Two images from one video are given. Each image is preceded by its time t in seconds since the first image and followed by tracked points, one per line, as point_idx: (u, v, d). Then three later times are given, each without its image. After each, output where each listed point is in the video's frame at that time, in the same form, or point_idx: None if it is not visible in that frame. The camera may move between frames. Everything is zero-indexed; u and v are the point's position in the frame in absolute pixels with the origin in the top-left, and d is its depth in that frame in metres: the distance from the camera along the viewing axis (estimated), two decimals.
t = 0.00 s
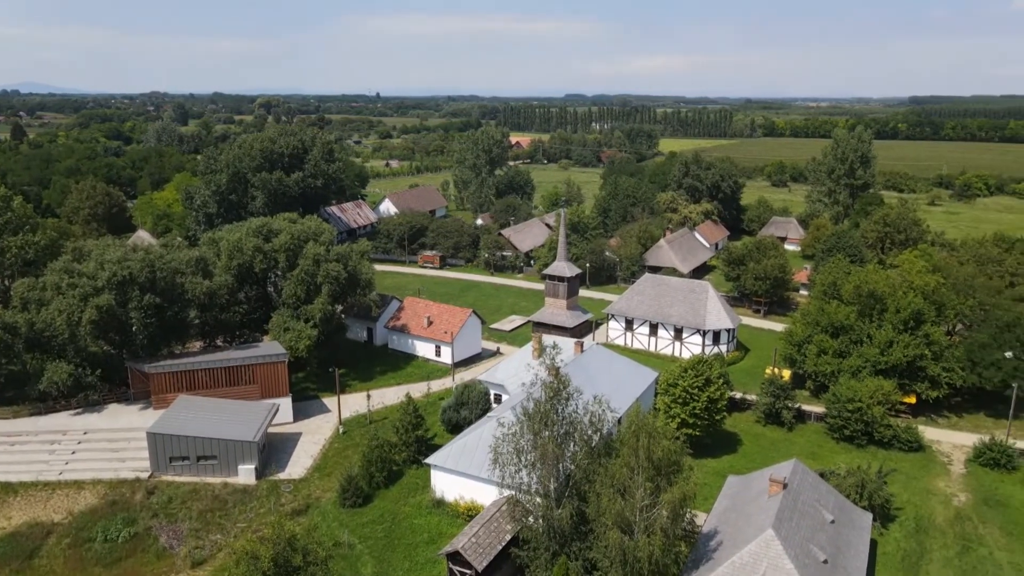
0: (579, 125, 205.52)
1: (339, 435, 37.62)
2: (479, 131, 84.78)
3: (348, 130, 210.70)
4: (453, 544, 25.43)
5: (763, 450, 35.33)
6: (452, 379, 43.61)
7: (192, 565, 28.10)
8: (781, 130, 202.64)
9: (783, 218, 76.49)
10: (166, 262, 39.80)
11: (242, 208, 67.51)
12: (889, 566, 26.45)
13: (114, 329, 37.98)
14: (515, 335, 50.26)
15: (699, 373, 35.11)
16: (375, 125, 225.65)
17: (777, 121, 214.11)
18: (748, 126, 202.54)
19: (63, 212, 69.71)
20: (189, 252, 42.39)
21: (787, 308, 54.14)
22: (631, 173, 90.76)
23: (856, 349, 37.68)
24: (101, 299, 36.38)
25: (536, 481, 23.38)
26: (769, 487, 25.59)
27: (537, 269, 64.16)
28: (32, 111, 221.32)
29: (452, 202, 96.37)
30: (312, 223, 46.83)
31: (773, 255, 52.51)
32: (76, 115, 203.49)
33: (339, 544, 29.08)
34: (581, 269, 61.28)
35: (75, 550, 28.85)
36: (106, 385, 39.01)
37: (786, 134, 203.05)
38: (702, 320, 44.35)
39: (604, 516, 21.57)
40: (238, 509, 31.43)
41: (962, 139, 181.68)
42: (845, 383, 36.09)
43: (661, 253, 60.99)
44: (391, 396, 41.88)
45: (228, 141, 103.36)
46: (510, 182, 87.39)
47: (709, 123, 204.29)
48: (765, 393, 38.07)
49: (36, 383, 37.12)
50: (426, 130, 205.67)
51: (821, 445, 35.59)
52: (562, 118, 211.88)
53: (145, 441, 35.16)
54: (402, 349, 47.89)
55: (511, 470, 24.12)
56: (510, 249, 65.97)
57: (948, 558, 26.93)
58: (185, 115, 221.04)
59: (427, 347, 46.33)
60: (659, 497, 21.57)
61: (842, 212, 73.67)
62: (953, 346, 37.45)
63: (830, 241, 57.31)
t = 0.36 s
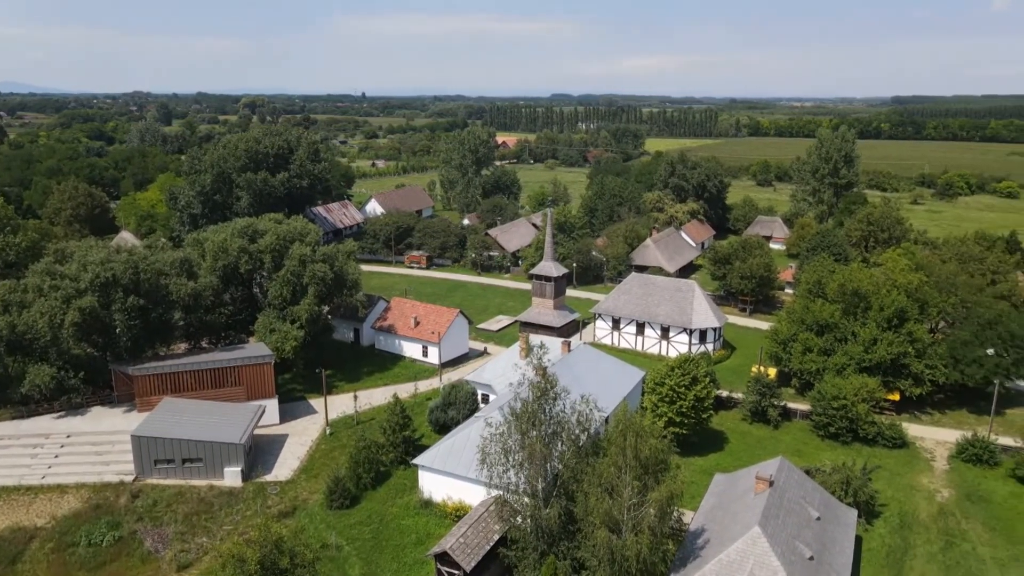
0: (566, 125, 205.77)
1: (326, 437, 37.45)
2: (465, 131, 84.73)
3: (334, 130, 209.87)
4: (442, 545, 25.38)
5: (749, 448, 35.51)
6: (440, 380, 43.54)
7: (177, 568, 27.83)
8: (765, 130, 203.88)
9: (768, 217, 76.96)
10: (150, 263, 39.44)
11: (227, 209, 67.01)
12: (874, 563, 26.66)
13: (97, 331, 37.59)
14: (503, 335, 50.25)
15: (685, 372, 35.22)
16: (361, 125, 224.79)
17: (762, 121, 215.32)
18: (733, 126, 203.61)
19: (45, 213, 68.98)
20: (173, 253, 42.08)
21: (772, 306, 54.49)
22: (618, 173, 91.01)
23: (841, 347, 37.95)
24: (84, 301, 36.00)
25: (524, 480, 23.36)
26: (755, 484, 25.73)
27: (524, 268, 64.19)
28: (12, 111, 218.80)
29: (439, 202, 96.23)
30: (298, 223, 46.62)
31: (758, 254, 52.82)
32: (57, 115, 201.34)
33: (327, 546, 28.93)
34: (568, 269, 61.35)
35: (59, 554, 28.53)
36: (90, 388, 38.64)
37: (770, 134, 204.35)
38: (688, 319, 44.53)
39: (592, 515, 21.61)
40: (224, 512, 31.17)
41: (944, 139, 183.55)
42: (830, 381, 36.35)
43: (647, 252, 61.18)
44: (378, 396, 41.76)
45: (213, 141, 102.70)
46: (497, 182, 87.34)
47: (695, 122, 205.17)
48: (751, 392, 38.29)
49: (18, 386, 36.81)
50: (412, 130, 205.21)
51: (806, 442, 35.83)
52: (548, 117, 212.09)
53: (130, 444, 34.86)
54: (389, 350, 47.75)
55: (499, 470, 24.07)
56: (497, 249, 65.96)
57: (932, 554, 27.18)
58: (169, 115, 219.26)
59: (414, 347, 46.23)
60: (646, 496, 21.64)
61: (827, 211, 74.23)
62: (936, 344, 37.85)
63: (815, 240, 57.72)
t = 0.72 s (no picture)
0: (552, 125, 206.08)
1: (313, 438, 37.27)
2: (451, 131, 84.67)
3: (320, 131, 208.80)
4: (430, 546, 25.33)
5: (735, 446, 35.69)
6: (427, 380, 43.46)
7: (162, 572, 27.57)
8: (750, 129, 205.24)
9: (753, 216, 77.45)
10: (134, 264, 39.02)
11: (211, 210, 66.59)
12: (859, 559, 26.87)
13: (80, 334, 37.16)
14: (490, 335, 50.22)
15: (672, 371, 35.33)
16: (347, 125, 223.92)
17: (747, 121, 216.61)
18: (718, 126, 204.71)
19: (26, 215, 68.13)
20: (157, 254, 41.74)
21: (758, 305, 54.83)
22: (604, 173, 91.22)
23: (825, 345, 38.21)
24: (66, 303, 35.56)
25: (512, 480, 23.33)
26: (741, 482, 25.87)
27: (511, 268, 64.20)
28: None
29: (425, 202, 96.06)
30: (283, 224, 46.37)
31: (744, 253, 53.11)
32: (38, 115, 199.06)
33: (314, 548, 28.78)
34: (555, 268, 61.42)
35: (42, 559, 28.18)
36: (72, 391, 38.20)
37: (755, 133, 205.70)
38: (675, 318, 44.70)
39: (579, 514, 21.64)
40: (210, 515, 30.91)
41: (926, 139, 185.39)
42: (815, 378, 36.60)
43: (634, 252, 61.36)
44: (365, 397, 41.62)
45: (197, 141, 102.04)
46: (483, 182, 87.28)
47: (680, 122, 206.01)
48: (737, 390, 38.49)
49: None
50: (399, 130, 204.72)
51: (792, 440, 36.06)
52: (535, 117, 212.29)
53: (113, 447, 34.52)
54: (375, 351, 47.58)
55: (487, 470, 24.05)
56: (484, 249, 65.92)
57: (916, 549, 27.43)
58: (152, 115, 217.33)
59: (401, 348, 46.11)
60: (634, 495, 21.69)
61: (811, 210, 74.81)
62: (919, 341, 38.24)
63: (800, 239, 58.13)
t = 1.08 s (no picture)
0: (538, 125, 206.30)
1: (299, 440, 37.09)
2: (437, 130, 84.53)
3: (306, 131, 207.78)
4: (417, 547, 25.28)
5: (722, 444, 35.87)
6: (414, 380, 43.37)
7: None
8: (735, 129, 206.45)
9: (739, 215, 77.91)
10: (117, 266, 38.60)
11: (196, 211, 66.11)
12: (844, 555, 27.08)
13: (62, 336, 36.73)
14: (477, 336, 50.18)
15: (659, 370, 35.46)
16: (332, 125, 222.93)
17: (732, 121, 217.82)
18: (703, 125, 205.73)
19: (7, 216, 67.32)
20: (140, 255, 41.36)
21: (743, 304, 55.14)
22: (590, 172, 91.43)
23: (810, 343, 38.49)
24: (48, 305, 35.10)
25: (499, 480, 23.30)
26: (728, 480, 26.01)
27: (498, 268, 64.19)
28: None
29: (411, 203, 95.83)
30: (268, 225, 46.12)
31: (729, 252, 53.39)
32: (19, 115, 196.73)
33: (301, 550, 28.61)
34: (541, 268, 61.45)
35: (24, 565, 27.84)
36: (55, 394, 37.80)
37: (739, 133, 206.91)
38: (661, 318, 44.86)
39: (567, 514, 21.64)
40: (195, 518, 30.68)
41: (908, 138, 187.42)
42: (800, 376, 36.85)
43: (620, 251, 61.53)
44: (352, 399, 41.47)
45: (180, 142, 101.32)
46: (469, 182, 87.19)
47: (666, 122, 206.79)
48: (723, 388, 38.68)
49: None
50: (385, 130, 204.16)
51: (778, 437, 36.29)
52: (521, 117, 212.46)
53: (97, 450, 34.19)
54: (362, 352, 47.42)
55: (475, 470, 24.02)
56: (470, 249, 65.87)
57: (901, 545, 27.67)
58: (134, 115, 215.37)
59: (388, 348, 45.97)
60: (621, 494, 21.73)
61: (795, 209, 75.34)
62: (903, 339, 38.62)
63: (784, 238, 58.53)
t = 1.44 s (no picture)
0: (524, 125, 206.43)
1: (286, 442, 36.90)
2: (423, 130, 84.34)
3: (290, 131, 206.52)
4: (405, 548, 25.22)
5: (708, 442, 36.03)
6: (401, 381, 43.25)
7: None
8: (720, 129, 207.53)
9: (724, 214, 78.32)
10: (99, 268, 38.21)
11: (179, 211, 65.59)
12: (830, 551, 27.27)
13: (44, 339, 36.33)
14: (464, 336, 50.12)
15: (646, 369, 35.58)
16: (318, 125, 222.01)
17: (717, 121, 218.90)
18: (689, 125, 206.68)
19: None
20: (123, 256, 41.00)
21: (729, 302, 55.43)
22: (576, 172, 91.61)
23: (796, 341, 38.73)
24: (29, 308, 34.70)
25: (487, 480, 23.24)
26: (714, 478, 26.13)
27: (484, 268, 64.16)
28: None
29: (397, 203, 95.57)
30: (253, 225, 45.87)
31: (715, 251, 53.64)
32: None
33: (288, 552, 28.44)
34: (528, 268, 61.48)
35: (6, 571, 27.49)
36: (37, 397, 37.41)
37: (725, 132, 208.03)
38: (648, 317, 45.03)
39: (555, 513, 21.64)
40: (180, 521, 30.43)
41: (890, 138, 189.12)
42: (785, 374, 37.08)
43: (606, 251, 61.67)
44: (339, 400, 41.32)
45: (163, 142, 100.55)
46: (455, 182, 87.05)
47: (651, 122, 207.53)
48: (709, 387, 38.87)
49: None
50: (371, 130, 203.54)
51: (764, 435, 36.50)
52: (507, 117, 212.52)
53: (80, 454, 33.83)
54: (348, 353, 47.23)
55: (462, 470, 23.98)
56: (457, 249, 65.77)
57: (885, 541, 27.90)
58: (117, 116, 213.40)
59: (375, 349, 45.82)
60: (609, 493, 21.76)
61: (780, 208, 75.83)
62: (887, 337, 38.98)
63: (769, 237, 58.90)
